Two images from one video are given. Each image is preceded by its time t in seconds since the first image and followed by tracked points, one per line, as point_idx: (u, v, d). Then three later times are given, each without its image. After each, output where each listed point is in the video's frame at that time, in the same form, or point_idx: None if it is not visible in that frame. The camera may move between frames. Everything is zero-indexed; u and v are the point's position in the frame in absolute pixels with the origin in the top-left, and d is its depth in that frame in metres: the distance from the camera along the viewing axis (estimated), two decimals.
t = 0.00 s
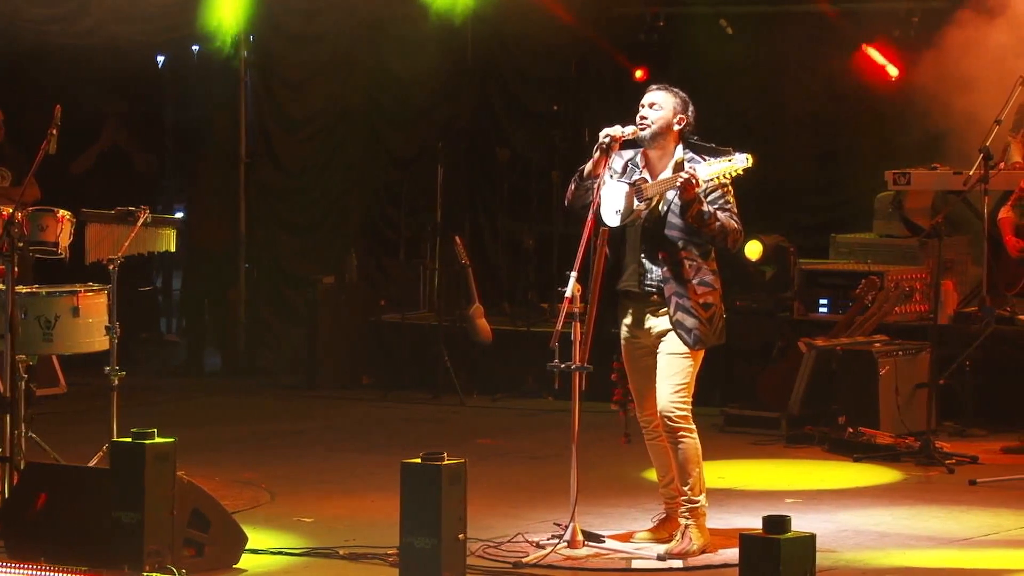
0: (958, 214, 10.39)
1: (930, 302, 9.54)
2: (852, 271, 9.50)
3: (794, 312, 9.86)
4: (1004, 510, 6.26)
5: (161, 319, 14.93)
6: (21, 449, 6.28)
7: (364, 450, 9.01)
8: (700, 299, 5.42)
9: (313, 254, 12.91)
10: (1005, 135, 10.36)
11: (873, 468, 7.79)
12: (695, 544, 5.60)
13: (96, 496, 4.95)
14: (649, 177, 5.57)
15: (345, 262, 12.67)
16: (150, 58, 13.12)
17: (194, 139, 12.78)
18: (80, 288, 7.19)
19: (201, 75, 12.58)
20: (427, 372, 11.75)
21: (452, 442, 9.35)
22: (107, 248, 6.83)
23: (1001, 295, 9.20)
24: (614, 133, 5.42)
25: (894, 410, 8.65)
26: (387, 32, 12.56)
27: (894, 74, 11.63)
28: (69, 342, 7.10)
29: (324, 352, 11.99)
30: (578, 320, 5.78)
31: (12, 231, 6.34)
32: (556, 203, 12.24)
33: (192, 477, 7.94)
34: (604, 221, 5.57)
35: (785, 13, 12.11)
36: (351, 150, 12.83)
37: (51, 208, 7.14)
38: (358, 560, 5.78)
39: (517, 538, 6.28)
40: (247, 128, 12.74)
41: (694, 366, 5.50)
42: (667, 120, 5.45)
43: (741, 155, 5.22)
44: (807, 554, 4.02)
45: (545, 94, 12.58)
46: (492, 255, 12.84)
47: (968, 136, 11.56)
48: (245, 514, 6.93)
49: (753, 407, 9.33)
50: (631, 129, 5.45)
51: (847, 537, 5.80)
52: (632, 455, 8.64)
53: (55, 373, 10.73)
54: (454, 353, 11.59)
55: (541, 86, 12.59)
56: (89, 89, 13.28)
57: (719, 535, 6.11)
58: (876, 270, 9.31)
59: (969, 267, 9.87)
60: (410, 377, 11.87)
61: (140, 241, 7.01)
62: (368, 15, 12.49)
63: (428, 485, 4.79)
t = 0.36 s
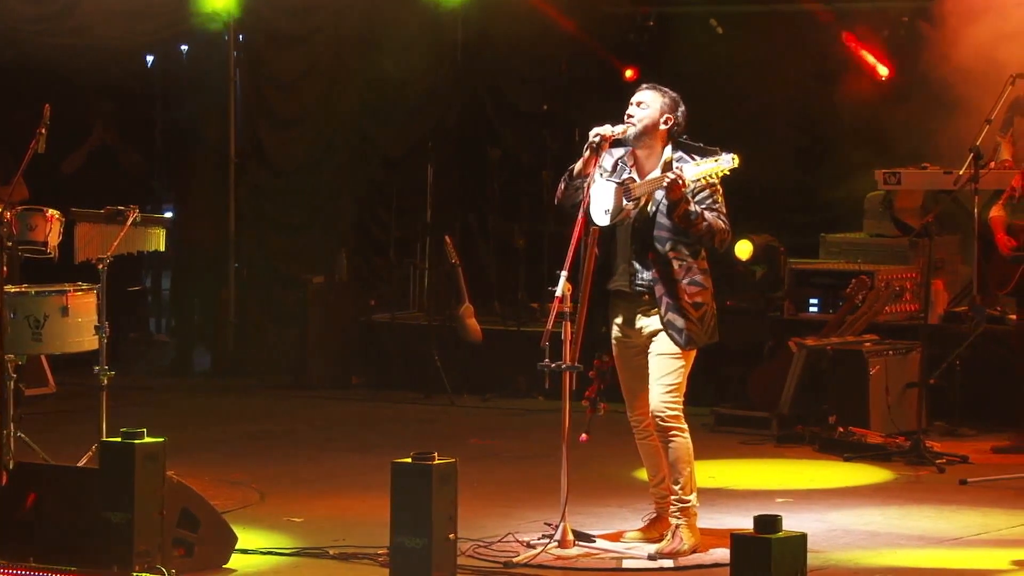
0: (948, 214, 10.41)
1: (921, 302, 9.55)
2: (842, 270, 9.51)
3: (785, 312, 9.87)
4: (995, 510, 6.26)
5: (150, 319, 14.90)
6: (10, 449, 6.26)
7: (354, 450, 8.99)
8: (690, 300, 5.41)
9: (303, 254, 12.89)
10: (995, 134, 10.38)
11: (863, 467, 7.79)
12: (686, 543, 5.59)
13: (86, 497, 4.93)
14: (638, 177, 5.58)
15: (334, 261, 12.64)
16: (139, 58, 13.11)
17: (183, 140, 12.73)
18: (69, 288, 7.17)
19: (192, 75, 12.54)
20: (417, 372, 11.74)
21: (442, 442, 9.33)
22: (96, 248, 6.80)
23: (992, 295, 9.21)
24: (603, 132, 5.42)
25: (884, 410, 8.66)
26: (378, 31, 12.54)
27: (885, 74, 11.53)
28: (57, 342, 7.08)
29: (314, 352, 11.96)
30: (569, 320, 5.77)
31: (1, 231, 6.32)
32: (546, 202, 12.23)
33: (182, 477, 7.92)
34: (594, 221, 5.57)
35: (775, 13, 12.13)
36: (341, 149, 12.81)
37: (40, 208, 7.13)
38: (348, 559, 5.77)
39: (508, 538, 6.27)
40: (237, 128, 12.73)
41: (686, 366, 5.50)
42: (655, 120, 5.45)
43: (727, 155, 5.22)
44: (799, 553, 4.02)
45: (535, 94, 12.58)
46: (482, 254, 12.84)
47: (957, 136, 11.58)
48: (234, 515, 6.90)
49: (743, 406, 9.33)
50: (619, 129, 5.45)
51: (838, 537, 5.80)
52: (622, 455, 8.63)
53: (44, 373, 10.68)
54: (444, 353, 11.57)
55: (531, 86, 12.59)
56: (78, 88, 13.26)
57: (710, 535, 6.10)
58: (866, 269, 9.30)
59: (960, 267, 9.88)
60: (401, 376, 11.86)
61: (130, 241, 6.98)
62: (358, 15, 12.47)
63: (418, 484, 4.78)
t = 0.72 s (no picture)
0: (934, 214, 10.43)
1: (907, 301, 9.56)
2: (828, 270, 9.51)
3: (772, 312, 9.91)
4: (981, 509, 6.26)
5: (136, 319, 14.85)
6: None
7: (341, 450, 8.96)
8: (678, 299, 5.41)
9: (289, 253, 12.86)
10: (982, 134, 10.40)
11: (850, 467, 7.79)
12: (673, 543, 5.58)
13: (72, 497, 4.90)
14: (626, 175, 5.56)
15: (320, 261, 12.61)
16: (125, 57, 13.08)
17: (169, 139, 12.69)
18: (54, 288, 7.14)
19: (178, 73, 12.51)
20: (403, 371, 11.71)
21: (428, 442, 9.31)
22: (82, 247, 6.76)
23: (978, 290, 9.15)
24: (591, 132, 5.40)
25: (871, 409, 8.66)
26: (365, 30, 12.54)
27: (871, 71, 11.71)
28: (42, 341, 7.04)
29: (300, 352, 11.93)
30: (556, 319, 5.76)
31: None
32: (532, 202, 12.23)
33: (168, 478, 7.89)
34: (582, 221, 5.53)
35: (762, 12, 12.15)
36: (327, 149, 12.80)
37: (26, 207, 7.10)
38: (334, 560, 5.75)
39: (494, 538, 6.26)
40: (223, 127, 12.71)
41: (673, 365, 5.50)
42: (643, 118, 5.44)
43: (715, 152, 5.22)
44: (786, 553, 4.02)
45: (522, 93, 12.58)
46: (468, 254, 12.82)
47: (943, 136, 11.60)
48: (220, 515, 6.87)
49: (730, 406, 9.33)
50: (608, 128, 5.43)
51: (825, 537, 5.79)
52: (608, 455, 8.63)
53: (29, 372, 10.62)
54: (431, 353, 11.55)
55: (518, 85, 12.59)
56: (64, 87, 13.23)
57: (697, 535, 6.10)
58: (853, 268, 9.31)
59: (946, 266, 9.89)
60: (387, 376, 11.84)
61: (115, 240, 6.95)
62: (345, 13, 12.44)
63: (405, 484, 4.76)
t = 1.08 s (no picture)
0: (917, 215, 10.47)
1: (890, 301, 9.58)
2: (811, 271, 9.53)
3: (755, 312, 9.90)
4: (965, 509, 6.27)
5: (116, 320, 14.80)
6: None
7: (324, 450, 8.93)
8: (661, 298, 5.40)
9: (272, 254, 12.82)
10: (964, 134, 10.44)
11: (833, 467, 7.80)
12: (656, 543, 5.58)
13: (53, 499, 4.87)
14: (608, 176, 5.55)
15: (303, 261, 12.58)
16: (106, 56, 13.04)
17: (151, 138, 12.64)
18: (35, 288, 7.10)
19: (159, 73, 12.48)
20: (386, 371, 11.68)
21: (411, 442, 9.29)
22: (63, 247, 6.72)
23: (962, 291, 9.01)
24: (575, 131, 5.41)
25: (854, 409, 8.67)
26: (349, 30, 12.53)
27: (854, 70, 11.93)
28: (23, 342, 7.00)
29: (282, 351, 11.89)
30: (539, 319, 5.74)
31: None
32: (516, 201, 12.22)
33: (150, 478, 7.85)
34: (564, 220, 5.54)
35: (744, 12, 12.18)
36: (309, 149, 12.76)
37: (6, 207, 7.06)
38: (317, 560, 5.73)
39: (478, 538, 6.24)
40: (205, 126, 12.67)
41: (656, 364, 5.49)
42: (628, 119, 5.43)
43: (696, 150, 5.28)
44: (771, 552, 4.01)
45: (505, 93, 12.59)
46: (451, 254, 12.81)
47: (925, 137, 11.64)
48: (201, 516, 6.84)
49: (714, 407, 9.33)
50: (592, 128, 5.43)
51: (810, 537, 5.79)
52: (592, 455, 8.62)
53: (10, 372, 10.56)
54: (414, 353, 11.52)
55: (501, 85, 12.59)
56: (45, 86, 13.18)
57: (681, 535, 6.10)
58: (836, 268, 9.34)
59: (929, 267, 9.92)
60: (370, 376, 11.81)
61: (96, 240, 6.91)
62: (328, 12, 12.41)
63: (388, 483, 4.75)
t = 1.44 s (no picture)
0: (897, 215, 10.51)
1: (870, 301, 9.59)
2: (792, 271, 9.54)
3: (736, 312, 9.91)
4: (946, 509, 6.28)
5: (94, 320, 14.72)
6: None
7: (304, 450, 8.89)
8: (640, 297, 5.41)
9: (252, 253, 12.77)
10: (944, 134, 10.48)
11: (814, 467, 7.80)
12: (638, 543, 5.57)
13: (31, 500, 4.84)
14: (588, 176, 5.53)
15: (282, 261, 12.53)
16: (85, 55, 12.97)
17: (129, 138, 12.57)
18: (14, 287, 7.05)
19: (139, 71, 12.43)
20: (366, 371, 11.65)
21: (391, 442, 9.27)
22: (42, 246, 6.67)
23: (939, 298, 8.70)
24: (556, 129, 5.44)
25: (834, 409, 8.68)
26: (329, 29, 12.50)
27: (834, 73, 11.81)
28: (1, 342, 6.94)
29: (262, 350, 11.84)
30: (521, 319, 5.72)
31: None
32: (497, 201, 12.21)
33: (129, 479, 7.81)
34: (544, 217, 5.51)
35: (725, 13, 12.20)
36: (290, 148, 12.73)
37: None
38: (297, 561, 5.70)
39: (459, 539, 6.21)
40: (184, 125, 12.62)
41: (638, 364, 5.47)
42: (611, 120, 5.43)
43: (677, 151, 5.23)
44: (752, 553, 4.02)
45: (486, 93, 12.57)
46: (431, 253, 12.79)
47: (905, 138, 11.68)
48: (181, 516, 6.80)
49: (695, 407, 9.33)
50: (574, 126, 5.45)
51: (791, 537, 5.79)
52: (573, 456, 8.61)
53: None
54: (394, 353, 11.49)
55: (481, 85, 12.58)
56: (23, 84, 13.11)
57: (662, 535, 6.09)
58: (816, 268, 9.36)
59: (909, 267, 9.95)
60: (350, 376, 11.78)
61: (75, 239, 6.86)
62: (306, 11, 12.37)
63: (368, 484, 4.73)
